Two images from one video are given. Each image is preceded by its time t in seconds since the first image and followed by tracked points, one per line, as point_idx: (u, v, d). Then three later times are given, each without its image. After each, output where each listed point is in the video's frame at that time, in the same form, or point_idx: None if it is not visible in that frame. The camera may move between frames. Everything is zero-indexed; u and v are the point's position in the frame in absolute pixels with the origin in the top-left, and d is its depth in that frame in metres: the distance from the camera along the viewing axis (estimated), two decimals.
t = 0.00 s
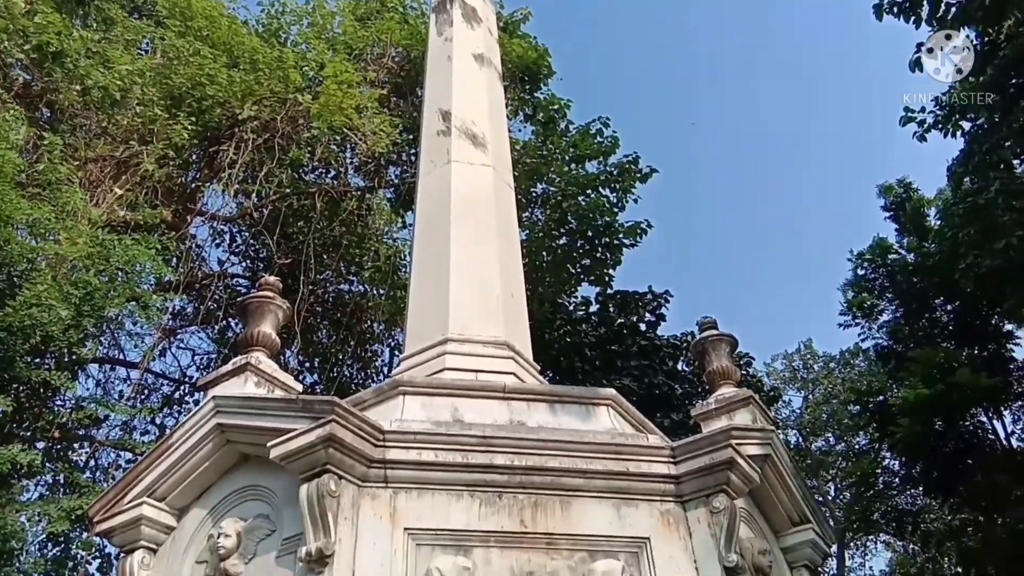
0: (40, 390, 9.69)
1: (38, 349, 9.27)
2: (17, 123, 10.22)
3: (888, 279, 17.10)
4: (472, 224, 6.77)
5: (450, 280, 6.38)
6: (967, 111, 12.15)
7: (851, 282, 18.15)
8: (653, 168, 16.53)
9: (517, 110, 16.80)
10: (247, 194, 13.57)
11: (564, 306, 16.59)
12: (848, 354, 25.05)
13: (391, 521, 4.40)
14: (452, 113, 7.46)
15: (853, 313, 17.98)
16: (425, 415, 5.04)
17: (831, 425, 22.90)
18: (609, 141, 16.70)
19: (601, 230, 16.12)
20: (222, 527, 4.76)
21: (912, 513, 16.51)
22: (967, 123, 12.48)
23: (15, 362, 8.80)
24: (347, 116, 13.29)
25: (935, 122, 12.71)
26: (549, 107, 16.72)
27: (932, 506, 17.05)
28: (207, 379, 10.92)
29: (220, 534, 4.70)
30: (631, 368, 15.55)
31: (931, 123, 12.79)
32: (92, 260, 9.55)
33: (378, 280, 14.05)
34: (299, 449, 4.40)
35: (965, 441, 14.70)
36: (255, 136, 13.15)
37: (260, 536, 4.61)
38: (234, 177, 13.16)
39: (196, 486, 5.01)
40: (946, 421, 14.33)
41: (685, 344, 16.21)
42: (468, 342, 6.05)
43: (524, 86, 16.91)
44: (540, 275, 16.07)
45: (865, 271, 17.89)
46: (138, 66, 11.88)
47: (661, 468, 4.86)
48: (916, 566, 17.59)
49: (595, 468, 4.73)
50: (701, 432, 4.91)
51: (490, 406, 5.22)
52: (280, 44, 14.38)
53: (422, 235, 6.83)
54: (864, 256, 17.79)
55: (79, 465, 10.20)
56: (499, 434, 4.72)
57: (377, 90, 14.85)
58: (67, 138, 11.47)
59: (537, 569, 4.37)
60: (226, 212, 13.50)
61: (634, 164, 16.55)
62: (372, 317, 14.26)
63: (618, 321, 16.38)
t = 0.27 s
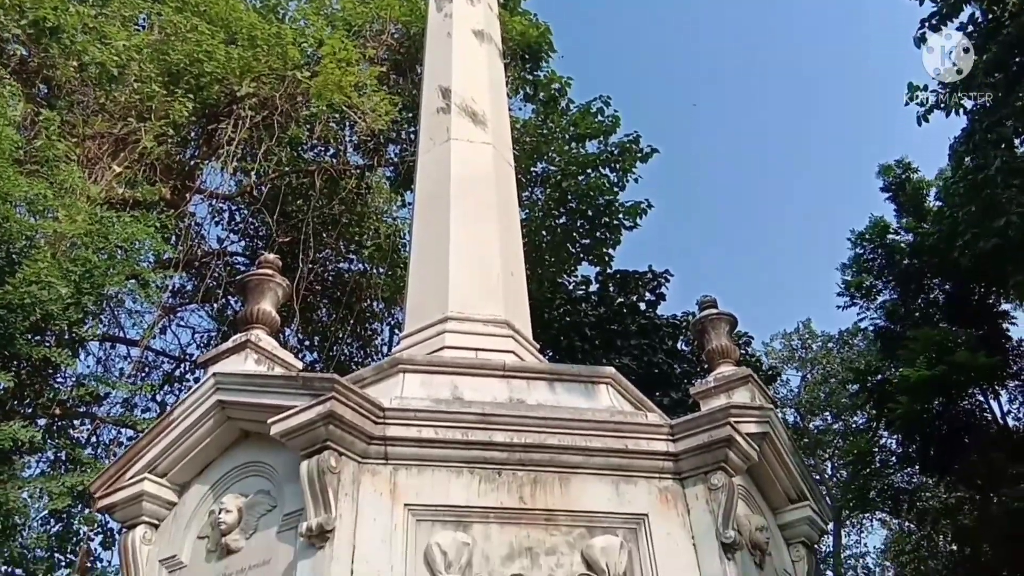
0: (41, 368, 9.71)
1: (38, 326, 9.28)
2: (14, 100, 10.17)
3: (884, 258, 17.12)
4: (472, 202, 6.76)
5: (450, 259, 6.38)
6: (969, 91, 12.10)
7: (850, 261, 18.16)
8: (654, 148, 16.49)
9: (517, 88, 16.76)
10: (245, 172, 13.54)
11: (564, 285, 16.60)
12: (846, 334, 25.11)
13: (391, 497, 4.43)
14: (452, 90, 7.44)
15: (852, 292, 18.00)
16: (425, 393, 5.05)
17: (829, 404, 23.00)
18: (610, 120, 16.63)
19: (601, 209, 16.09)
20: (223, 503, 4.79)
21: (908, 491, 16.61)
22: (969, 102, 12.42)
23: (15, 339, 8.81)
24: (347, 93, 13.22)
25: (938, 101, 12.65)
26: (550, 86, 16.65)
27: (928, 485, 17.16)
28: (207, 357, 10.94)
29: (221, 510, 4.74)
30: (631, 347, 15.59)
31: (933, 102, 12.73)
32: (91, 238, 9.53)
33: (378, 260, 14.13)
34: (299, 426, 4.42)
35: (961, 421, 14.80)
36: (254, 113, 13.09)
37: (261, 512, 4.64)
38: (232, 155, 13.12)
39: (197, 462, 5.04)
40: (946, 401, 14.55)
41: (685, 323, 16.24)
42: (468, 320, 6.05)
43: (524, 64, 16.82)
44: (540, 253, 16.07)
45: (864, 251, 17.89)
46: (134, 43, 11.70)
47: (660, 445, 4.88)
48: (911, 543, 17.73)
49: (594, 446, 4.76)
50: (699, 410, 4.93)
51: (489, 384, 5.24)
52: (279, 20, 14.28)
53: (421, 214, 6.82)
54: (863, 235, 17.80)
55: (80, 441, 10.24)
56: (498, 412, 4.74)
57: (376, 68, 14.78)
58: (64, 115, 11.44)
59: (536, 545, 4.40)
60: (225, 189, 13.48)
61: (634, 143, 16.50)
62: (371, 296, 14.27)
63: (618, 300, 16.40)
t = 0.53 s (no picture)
0: (43, 342, 9.74)
1: (39, 301, 9.29)
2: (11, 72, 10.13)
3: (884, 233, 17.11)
4: (472, 176, 6.74)
5: (450, 233, 6.38)
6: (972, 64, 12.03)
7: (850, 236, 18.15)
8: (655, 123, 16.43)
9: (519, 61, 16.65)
10: (244, 145, 13.49)
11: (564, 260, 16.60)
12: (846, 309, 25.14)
13: (392, 469, 4.46)
14: (452, 63, 7.40)
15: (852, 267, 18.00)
16: (426, 366, 5.07)
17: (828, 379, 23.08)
18: (612, 94, 16.54)
19: (602, 184, 16.05)
20: (225, 475, 4.82)
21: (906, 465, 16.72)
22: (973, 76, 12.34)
23: (16, 313, 8.83)
24: (347, 67, 13.13)
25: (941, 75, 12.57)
26: (551, 59, 16.55)
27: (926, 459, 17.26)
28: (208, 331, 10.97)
29: (223, 482, 4.77)
30: (632, 322, 15.62)
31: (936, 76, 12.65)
32: (90, 212, 9.52)
33: (378, 234, 14.05)
34: (301, 399, 4.44)
35: (960, 395, 14.82)
36: (253, 86, 13.02)
37: (263, 484, 4.67)
38: (232, 129, 13.04)
39: (200, 434, 5.08)
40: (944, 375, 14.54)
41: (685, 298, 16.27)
42: (469, 295, 6.06)
43: (525, 37, 16.72)
44: (541, 228, 16.04)
45: (865, 226, 17.87)
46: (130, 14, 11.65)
47: (660, 418, 4.91)
48: (908, 517, 17.87)
49: (594, 419, 4.78)
50: (700, 384, 4.95)
51: (490, 357, 5.25)
52: None
53: (421, 188, 6.81)
54: (864, 210, 17.78)
55: (82, 415, 10.29)
56: (499, 385, 4.76)
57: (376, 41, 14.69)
58: (62, 88, 11.39)
59: (536, 516, 4.44)
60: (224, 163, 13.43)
61: (636, 118, 16.43)
62: (371, 271, 14.27)
63: (618, 275, 16.40)
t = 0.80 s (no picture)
0: (41, 316, 9.75)
1: (37, 275, 9.28)
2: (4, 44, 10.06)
3: (882, 208, 17.09)
4: (471, 150, 6.72)
5: (449, 207, 6.36)
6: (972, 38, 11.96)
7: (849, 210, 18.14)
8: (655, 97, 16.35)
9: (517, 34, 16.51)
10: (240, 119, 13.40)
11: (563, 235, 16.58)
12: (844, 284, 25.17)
13: (392, 441, 4.48)
14: (450, 36, 7.36)
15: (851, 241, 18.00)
16: (425, 340, 5.08)
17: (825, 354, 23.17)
18: (611, 68, 16.44)
19: (601, 159, 15.99)
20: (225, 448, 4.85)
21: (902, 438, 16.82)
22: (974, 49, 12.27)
23: (14, 288, 8.85)
24: (344, 40, 13.02)
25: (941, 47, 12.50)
26: (550, 32, 16.43)
27: (921, 433, 17.37)
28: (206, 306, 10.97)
29: (224, 454, 4.79)
30: (630, 297, 15.68)
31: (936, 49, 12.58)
32: (87, 186, 9.48)
33: (377, 209, 13.97)
34: (301, 372, 4.45)
35: (956, 368, 14.82)
36: (249, 59, 12.92)
37: (263, 456, 4.69)
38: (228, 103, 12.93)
39: (200, 407, 5.09)
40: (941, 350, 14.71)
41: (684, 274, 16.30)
42: (468, 269, 6.06)
43: (524, 10, 16.58)
44: (540, 203, 16.01)
45: (864, 200, 17.84)
46: None
47: (658, 391, 4.92)
48: (903, 490, 18.01)
49: (593, 392, 4.80)
50: (698, 357, 4.96)
51: (489, 331, 5.26)
52: None
53: (420, 162, 6.78)
54: (863, 184, 17.76)
55: (82, 389, 10.32)
56: (498, 358, 4.77)
57: (373, 14, 14.57)
58: (56, 60, 11.32)
59: (535, 488, 4.47)
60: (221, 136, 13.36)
61: (636, 93, 16.35)
62: (370, 245, 14.25)
63: (617, 250, 16.39)
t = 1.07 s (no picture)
0: (40, 292, 9.76)
1: (35, 250, 9.27)
2: None
3: (882, 184, 17.06)
4: (470, 124, 6.69)
5: (448, 182, 6.34)
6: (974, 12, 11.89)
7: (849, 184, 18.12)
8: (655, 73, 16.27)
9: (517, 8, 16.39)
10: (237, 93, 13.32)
11: (563, 211, 16.55)
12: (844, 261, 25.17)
13: (392, 415, 4.50)
14: (449, 8, 7.32)
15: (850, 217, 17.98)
16: (425, 315, 5.09)
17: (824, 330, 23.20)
18: (611, 42, 16.33)
19: (600, 134, 15.93)
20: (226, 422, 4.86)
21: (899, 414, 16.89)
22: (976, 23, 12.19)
23: (13, 263, 8.87)
24: (342, 14, 12.92)
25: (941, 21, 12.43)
26: (549, 6, 16.31)
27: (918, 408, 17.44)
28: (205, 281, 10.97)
29: (224, 429, 4.81)
30: (630, 273, 15.73)
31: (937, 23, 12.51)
32: (84, 161, 9.45)
33: (375, 185, 13.90)
34: (300, 346, 4.46)
35: (951, 345, 14.97)
36: (246, 33, 12.82)
37: (264, 430, 4.71)
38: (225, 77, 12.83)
39: (200, 382, 5.11)
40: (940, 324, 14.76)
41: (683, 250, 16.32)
42: (467, 244, 6.05)
43: None
44: (540, 179, 15.96)
45: (863, 175, 17.81)
46: None
47: (657, 366, 4.93)
48: (899, 465, 18.12)
49: (592, 367, 4.81)
50: (697, 332, 4.97)
51: (489, 306, 5.26)
52: None
53: (418, 136, 6.76)
54: (863, 159, 17.72)
55: (81, 364, 10.33)
56: (497, 333, 4.77)
57: None
58: (50, 33, 11.26)
59: (534, 462, 4.50)
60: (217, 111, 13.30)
61: (636, 68, 16.26)
62: (368, 221, 14.22)
63: (617, 226, 16.35)
